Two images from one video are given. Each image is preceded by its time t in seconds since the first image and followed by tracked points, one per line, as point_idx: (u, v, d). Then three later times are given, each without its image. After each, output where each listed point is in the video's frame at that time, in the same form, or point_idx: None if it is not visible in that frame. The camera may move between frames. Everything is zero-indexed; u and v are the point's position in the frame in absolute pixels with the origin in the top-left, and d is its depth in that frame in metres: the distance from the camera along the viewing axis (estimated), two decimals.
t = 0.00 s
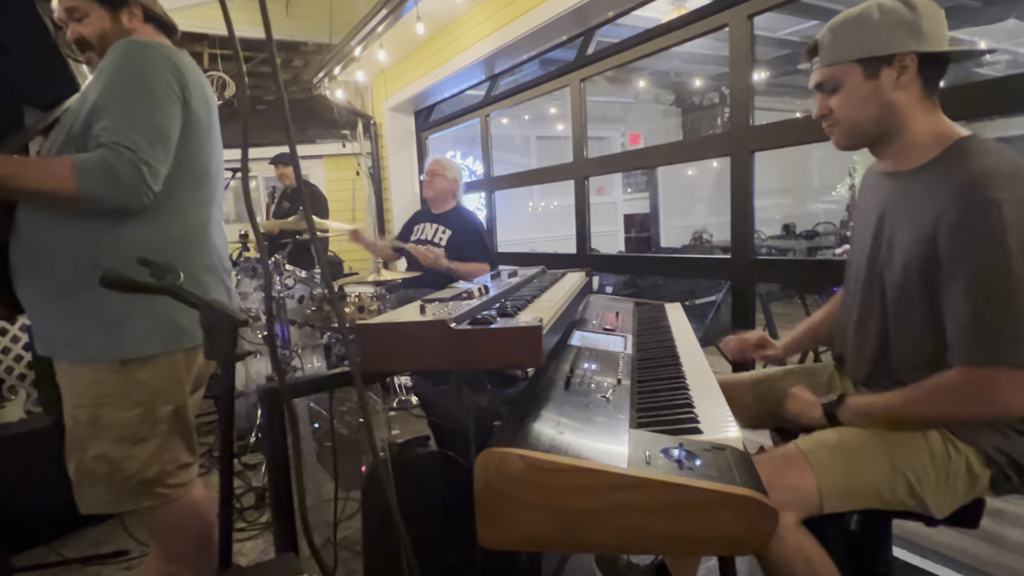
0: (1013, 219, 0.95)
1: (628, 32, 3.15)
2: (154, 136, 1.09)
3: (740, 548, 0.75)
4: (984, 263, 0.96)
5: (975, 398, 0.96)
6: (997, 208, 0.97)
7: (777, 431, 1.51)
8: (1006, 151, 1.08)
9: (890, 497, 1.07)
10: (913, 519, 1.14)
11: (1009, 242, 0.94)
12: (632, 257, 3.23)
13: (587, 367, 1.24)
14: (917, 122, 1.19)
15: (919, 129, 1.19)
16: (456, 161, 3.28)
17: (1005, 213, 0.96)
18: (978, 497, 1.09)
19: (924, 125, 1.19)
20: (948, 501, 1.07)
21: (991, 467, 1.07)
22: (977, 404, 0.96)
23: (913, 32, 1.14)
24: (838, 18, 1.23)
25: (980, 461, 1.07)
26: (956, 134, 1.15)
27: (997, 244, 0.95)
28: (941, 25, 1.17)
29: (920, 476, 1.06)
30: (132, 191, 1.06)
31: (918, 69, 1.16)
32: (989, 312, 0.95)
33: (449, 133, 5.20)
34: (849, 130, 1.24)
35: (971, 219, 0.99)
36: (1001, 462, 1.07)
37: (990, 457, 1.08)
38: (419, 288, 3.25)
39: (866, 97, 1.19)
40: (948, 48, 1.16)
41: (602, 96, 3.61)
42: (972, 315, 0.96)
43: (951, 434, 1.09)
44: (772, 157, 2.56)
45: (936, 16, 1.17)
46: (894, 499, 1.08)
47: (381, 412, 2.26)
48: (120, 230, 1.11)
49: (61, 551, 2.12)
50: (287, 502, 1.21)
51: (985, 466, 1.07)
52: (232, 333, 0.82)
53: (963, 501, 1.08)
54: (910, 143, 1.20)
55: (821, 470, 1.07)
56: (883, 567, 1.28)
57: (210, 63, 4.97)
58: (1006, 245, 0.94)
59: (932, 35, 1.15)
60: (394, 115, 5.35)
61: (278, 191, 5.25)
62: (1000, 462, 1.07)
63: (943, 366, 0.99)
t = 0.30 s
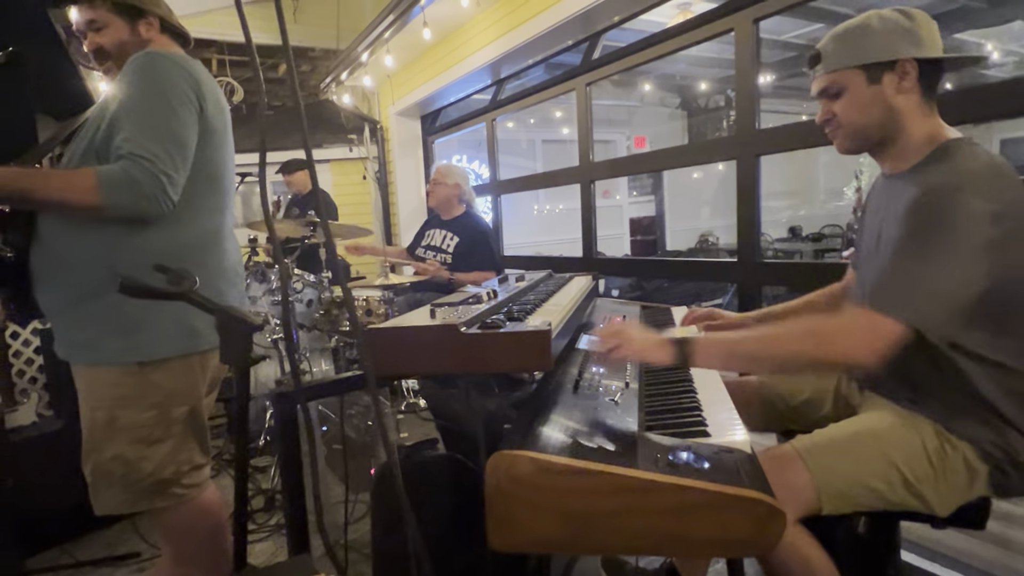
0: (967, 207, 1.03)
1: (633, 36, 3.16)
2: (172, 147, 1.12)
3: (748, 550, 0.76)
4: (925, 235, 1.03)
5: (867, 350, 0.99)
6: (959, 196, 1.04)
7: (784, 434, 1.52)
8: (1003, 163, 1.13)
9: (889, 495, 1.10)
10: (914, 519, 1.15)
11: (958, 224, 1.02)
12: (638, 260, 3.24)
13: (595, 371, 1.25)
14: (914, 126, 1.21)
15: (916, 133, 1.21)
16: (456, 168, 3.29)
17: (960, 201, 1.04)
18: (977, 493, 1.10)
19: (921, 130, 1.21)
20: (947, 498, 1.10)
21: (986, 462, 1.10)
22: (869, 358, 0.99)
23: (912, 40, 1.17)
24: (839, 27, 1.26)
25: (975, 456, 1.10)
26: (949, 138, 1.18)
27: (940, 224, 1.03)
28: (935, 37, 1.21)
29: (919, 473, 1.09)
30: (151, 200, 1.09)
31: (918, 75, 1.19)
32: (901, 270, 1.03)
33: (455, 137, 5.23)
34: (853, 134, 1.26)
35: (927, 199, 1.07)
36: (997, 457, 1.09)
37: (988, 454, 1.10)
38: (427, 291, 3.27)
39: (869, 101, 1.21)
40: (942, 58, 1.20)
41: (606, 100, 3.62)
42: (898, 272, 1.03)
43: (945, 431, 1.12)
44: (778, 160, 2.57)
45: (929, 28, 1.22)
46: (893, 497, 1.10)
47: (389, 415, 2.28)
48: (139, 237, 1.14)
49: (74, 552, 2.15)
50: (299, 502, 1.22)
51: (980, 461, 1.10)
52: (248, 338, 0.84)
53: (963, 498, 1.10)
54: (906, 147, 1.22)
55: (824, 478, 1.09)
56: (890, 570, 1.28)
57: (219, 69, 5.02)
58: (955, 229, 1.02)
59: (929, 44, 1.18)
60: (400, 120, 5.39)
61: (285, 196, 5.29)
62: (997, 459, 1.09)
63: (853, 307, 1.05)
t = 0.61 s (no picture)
0: (950, 201, 1.08)
1: (642, 43, 3.18)
2: (192, 155, 1.15)
3: (759, 553, 0.77)
4: (911, 225, 1.07)
5: (827, 329, 1.04)
6: (942, 190, 1.09)
7: (794, 440, 1.52)
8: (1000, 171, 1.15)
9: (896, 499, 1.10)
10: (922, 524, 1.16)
11: (941, 216, 1.07)
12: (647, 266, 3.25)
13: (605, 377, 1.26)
14: (897, 142, 1.24)
15: (902, 148, 1.23)
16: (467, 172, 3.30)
17: (944, 194, 1.09)
18: (983, 498, 1.12)
19: (906, 146, 1.23)
20: (954, 503, 1.11)
21: (992, 467, 1.11)
22: (830, 336, 1.04)
23: (881, 66, 1.20)
24: (822, 52, 1.30)
25: (981, 462, 1.11)
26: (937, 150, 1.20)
27: (920, 213, 1.08)
28: (916, 53, 1.22)
29: (926, 479, 1.10)
30: (172, 208, 1.11)
31: (892, 98, 1.21)
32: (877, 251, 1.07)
33: (464, 143, 5.27)
34: (834, 154, 1.32)
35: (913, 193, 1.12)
36: (1004, 462, 1.10)
37: (992, 459, 1.11)
38: (436, 297, 3.30)
39: (844, 127, 1.27)
40: (923, 75, 1.20)
41: (615, 105, 3.62)
42: (883, 259, 1.06)
43: (950, 436, 1.13)
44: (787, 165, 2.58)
45: (909, 46, 1.21)
46: (900, 502, 1.11)
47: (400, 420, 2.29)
48: (160, 243, 1.16)
49: (90, 554, 2.18)
50: (314, 505, 1.24)
51: (986, 466, 1.11)
52: (267, 344, 0.86)
53: (968, 503, 1.11)
54: (893, 161, 1.25)
55: (832, 483, 1.09)
56: None
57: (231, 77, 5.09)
58: (932, 222, 1.07)
59: (902, 66, 1.19)
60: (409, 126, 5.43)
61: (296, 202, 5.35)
62: (1003, 464, 1.10)
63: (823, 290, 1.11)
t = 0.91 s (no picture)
0: (969, 218, 1.07)
1: (660, 47, 3.18)
2: (216, 166, 1.17)
3: (776, 568, 0.77)
4: (927, 244, 1.06)
5: (845, 350, 1.04)
6: (960, 206, 1.08)
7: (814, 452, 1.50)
8: None
9: (919, 514, 1.09)
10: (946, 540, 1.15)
11: (958, 234, 1.06)
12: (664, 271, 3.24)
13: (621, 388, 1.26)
14: (916, 150, 1.24)
15: (920, 157, 1.24)
16: (483, 179, 3.33)
17: (962, 212, 1.07)
18: (1012, 516, 1.10)
19: (924, 155, 1.24)
20: (981, 520, 1.09)
21: (1021, 484, 1.09)
22: (848, 357, 1.04)
23: (914, 71, 1.20)
24: (853, 50, 1.29)
25: (1009, 478, 1.10)
26: (956, 159, 1.20)
27: (937, 230, 1.07)
28: (948, 63, 1.22)
29: (950, 494, 1.09)
30: (196, 218, 1.14)
31: (920, 104, 1.21)
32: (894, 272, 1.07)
33: (481, 148, 5.30)
34: (853, 157, 1.31)
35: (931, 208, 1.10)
36: None
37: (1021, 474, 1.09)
38: (454, 301, 3.32)
39: (867, 128, 1.26)
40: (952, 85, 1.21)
41: (632, 109, 3.61)
42: (902, 278, 1.05)
43: (978, 452, 1.12)
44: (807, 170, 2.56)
45: (943, 54, 1.22)
46: (924, 516, 1.10)
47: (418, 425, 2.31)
48: (185, 253, 1.19)
49: (115, 554, 2.22)
50: (335, 509, 1.26)
51: (1015, 483, 1.10)
52: (289, 354, 0.89)
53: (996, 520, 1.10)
54: (915, 167, 1.25)
55: (855, 495, 1.08)
56: None
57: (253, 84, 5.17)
58: (951, 238, 1.06)
59: (934, 73, 1.20)
60: (427, 131, 5.48)
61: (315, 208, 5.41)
62: None
63: (843, 310, 1.10)
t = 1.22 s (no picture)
0: (1006, 232, 1.05)
1: (675, 46, 3.16)
2: (229, 176, 1.20)
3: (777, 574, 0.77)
4: (983, 271, 1.04)
5: (959, 400, 1.03)
6: (996, 220, 1.06)
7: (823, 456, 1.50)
8: None
9: (928, 520, 1.09)
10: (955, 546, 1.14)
11: (1004, 249, 1.04)
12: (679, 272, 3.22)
13: (627, 390, 1.26)
14: (946, 145, 1.24)
15: (948, 152, 1.24)
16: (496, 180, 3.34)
17: (998, 226, 1.05)
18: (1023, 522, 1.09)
19: (953, 150, 1.24)
20: (989, 525, 1.09)
21: None
22: (964, 404, 1.03)
23: (956, 62, 1.20)
24: (892, 37, 1.29)
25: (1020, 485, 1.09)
26: (983, 158, 1.21)
27: (988, 253, 1.04)
28: (988, 60, 1.23)
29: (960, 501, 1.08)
30: (211, 226, 1.17)
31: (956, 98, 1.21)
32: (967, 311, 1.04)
33: (495, 149, 5.31)
34: (880, 145, 1.30)
35: (970, 226, 1.08)
36: None
37: None
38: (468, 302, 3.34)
39: (902, 117, 1.25)
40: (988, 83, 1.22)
41: (648, 108, 3.60)
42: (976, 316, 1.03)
43: (990, 458, 1.10)
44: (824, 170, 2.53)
45: (984, 50, 1.22)
46: (932, 522, 1.09)
47: (430, 425, 2.34)
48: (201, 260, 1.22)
49: (136, 549, 2.28)
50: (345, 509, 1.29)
51: None
52: (298, 358, 0.91)
53: (1005, 526, 1.09)
54: (938, 163, 1.25)
55: (861, 500, 1.08)
56: None
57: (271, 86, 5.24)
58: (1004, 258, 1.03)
59: (975, 67, 1.20)
60: (442, 132, 5.51)
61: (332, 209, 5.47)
62: None
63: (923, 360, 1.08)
